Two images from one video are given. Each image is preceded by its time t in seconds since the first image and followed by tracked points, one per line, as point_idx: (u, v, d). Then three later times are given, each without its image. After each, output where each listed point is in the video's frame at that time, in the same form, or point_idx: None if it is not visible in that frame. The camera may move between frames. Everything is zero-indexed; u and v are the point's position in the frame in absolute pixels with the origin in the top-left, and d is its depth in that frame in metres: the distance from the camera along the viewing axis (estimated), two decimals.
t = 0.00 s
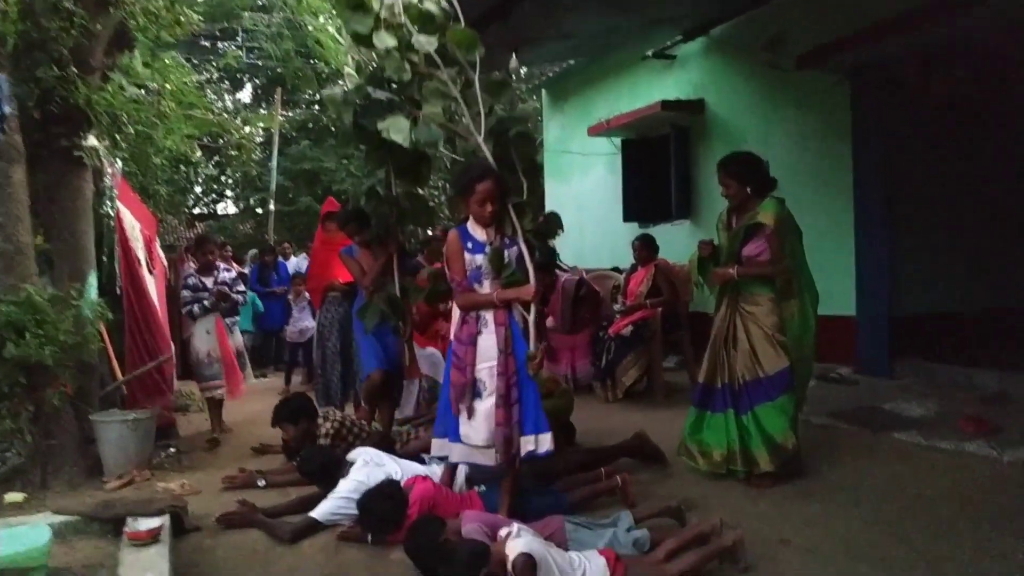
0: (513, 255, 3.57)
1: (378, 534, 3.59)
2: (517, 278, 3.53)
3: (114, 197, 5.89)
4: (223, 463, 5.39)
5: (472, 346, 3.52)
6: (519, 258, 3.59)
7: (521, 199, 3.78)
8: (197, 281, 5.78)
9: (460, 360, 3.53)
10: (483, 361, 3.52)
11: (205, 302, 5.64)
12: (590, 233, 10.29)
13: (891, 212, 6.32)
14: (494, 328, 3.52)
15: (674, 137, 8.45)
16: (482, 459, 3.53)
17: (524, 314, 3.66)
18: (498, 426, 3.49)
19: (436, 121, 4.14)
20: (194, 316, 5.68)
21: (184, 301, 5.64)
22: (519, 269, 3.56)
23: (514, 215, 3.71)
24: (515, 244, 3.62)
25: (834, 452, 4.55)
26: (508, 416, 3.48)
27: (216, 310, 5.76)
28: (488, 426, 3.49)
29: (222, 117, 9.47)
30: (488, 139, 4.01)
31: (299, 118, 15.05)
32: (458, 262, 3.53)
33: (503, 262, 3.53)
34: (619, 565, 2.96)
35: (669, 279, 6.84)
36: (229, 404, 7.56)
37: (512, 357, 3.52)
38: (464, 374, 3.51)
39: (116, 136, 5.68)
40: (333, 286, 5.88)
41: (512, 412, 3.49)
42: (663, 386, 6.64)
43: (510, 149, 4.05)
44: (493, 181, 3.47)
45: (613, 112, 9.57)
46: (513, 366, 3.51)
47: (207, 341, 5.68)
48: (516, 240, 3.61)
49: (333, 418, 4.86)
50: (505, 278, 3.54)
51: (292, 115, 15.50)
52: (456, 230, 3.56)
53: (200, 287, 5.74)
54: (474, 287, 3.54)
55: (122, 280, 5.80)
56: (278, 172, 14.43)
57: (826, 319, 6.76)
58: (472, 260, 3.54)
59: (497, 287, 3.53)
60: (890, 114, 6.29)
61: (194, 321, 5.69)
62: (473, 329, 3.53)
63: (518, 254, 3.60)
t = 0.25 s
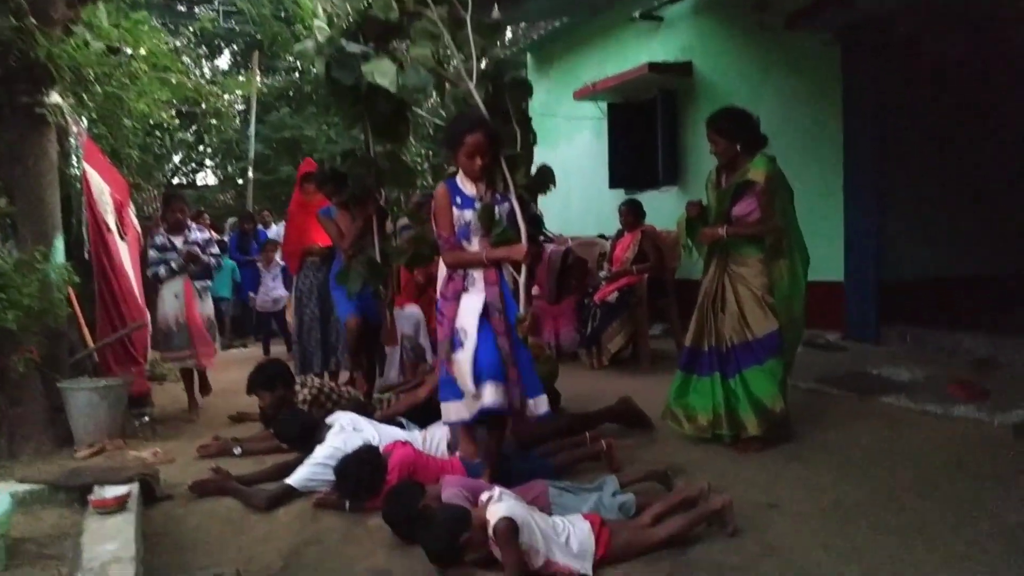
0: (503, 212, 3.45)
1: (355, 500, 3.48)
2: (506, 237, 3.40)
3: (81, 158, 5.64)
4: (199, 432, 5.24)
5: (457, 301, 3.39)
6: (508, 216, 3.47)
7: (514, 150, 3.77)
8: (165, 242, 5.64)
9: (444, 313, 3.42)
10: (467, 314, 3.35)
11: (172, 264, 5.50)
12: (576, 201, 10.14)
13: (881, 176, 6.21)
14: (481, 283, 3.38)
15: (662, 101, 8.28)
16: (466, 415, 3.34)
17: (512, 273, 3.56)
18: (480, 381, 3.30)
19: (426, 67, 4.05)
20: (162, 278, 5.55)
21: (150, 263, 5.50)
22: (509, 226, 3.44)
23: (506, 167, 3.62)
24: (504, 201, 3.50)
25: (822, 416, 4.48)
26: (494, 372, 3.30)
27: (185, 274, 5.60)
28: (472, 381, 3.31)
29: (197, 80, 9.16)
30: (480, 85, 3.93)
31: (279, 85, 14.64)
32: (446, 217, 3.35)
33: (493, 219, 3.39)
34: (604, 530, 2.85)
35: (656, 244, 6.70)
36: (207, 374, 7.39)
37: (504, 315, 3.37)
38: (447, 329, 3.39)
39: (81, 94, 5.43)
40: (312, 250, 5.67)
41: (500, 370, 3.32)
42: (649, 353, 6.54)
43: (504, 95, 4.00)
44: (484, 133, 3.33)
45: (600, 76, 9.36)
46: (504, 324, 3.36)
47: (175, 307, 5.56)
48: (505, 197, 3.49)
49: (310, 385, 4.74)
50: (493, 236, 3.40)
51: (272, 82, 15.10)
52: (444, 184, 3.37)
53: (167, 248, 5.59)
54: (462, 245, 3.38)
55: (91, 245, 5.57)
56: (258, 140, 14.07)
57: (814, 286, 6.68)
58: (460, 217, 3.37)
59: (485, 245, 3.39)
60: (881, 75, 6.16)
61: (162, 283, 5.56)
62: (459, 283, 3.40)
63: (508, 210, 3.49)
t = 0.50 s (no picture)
0: (493, 162, 3.24)
1: (337, 461, 3.36)
2: (496, 188, 3.20)
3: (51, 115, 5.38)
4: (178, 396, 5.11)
5: (441, 254, 3.24)
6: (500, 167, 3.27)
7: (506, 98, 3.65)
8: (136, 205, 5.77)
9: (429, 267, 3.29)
10: (452, 268, 3.19)
11: (138, 227, 5.64)
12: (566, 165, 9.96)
13: (878, 135, 6.07)
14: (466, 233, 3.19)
15: (655, 61, 8.08)
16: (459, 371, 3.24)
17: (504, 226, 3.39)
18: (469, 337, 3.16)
19: (408, 8, 3.85)
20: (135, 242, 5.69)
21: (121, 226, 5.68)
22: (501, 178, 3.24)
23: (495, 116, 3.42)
24: (495, 152, 3.30)
25: (816, 377, 4.39)
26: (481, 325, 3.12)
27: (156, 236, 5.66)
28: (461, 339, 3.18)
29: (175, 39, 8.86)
30: (468, 28, 3.78)
31: (262, 48, 14.26)
32: (432, 166, 3.19)
33: (483, 169, 3.20)
34: (593, 489, 2.74)
35: (648, 206, 6.53)
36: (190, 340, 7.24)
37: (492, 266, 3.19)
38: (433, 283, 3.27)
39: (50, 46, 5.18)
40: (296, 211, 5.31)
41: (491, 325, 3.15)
42: (639, 318, 6.43)
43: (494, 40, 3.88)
44: (471, 78, 3.15)
45: (591, 36, 9.12)
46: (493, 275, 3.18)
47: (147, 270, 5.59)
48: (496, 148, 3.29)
49: (291, 346, 4.53)
50: (483, 188, 3.21)
51: (256, 45, 14.71)
52: (430, 132, 3.21)
53: (136, 210, 5.72)
54: (449, 196, 3.22)
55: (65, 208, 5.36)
56: (242, 106, 13.74)
57: (808, 248, 6.58)
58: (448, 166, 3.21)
59: (475, 197, 3.21)
60: (879, 30, 5.99)
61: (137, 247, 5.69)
62: (444, 235, 3.24)
63: (500, 160, 3.30)
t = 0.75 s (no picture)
0: (488, 91, 3.04)
1: (323, 402, 3.25)
2: (492, 118, 2.99)
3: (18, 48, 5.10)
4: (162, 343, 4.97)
5: (437, 193, 3.10)
6: (495, 96, 3.05)
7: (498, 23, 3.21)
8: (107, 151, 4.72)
9: (422, 207, 3.14)
10: (450, 210, 3.06)
11: (112, 176, 4.66)
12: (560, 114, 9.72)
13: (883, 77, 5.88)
14: (464, 169, 3.05)
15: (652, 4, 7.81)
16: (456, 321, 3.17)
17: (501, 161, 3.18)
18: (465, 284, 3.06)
19: None
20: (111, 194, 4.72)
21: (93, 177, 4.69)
22: (497, 109, 3.03)
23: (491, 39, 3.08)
24: (492, 80, 3.07)
25: (816, 321, 4.29)
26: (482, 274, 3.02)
27: (132, 186, 4.60)
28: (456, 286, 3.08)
29: None
30: None
31: None
32: (422, 93, 3.02)
33: (479, 97, 3.01)
34: (588, 428, 2.64)
35: (644, 150, 6.36)
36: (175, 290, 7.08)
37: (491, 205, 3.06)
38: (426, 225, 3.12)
39: None
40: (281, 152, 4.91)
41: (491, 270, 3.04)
42: (634, 267, 6.29)
43: None
44: None
45: None
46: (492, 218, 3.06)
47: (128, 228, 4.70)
48: (492, 75, 3.06)
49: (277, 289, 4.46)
50: (476, 119, 3.01)
51: None
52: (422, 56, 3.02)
53: (108, 158, 4.69)
54: (441, 126, 3.04)
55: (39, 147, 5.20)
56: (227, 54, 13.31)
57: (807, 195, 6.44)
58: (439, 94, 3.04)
59: (469, 127, 3.01)
60: None
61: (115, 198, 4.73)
62: (440, 171, 3.09)
63: (496, 88, 3.08)
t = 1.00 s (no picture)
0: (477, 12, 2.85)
1: (304, 345, 3.13)
2: (482, 41, 2.84)
3: None
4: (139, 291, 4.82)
5: (425, 124, 2.93)
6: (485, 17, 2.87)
7: None
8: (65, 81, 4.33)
9: (408, 141, 2.96)
10: (438, 143, 2.91)
11: (70, 109, 4.26)
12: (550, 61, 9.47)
13: (882, 19, 5.70)
14: (453, 98, 2.88)
15: None
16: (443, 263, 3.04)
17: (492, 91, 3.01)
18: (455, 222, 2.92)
19: None
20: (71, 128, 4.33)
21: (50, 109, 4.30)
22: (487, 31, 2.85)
23: None
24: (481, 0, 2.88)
25: (809, 265, 4.21)
26: (473, 212, 2.89)
27: (93, 116, 4.28)
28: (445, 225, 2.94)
29: None
30: None
31: None
32: (406, 15, 2.86)
33: (468, 20, 2.84)
34: (577, 365, 2.55)
35: (635, 94, 6.21)
36: (155, 241, 6.90)
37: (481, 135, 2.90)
38: (413, 159, 2.95)
39: None
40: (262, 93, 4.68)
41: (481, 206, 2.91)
42: (624, 215, 6.17)
43: None
44: None
45: None
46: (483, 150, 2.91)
47: (94, 164, 4.29)
48: None
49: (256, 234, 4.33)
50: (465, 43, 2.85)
51: None
52: None
53: (66, 87, 4.30)
54: (428, 51, 2.89)
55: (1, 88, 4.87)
56: None
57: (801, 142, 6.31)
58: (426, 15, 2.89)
59: (457, 53, 2.86)
60: None
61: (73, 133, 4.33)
62: (428, 100, 2.91)
63: (487, 12, 2.89)
